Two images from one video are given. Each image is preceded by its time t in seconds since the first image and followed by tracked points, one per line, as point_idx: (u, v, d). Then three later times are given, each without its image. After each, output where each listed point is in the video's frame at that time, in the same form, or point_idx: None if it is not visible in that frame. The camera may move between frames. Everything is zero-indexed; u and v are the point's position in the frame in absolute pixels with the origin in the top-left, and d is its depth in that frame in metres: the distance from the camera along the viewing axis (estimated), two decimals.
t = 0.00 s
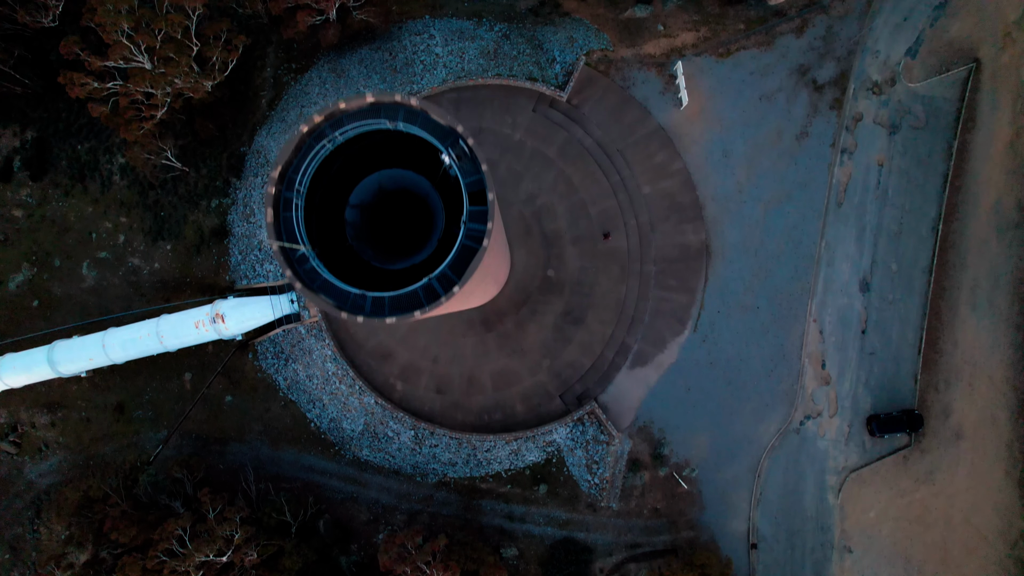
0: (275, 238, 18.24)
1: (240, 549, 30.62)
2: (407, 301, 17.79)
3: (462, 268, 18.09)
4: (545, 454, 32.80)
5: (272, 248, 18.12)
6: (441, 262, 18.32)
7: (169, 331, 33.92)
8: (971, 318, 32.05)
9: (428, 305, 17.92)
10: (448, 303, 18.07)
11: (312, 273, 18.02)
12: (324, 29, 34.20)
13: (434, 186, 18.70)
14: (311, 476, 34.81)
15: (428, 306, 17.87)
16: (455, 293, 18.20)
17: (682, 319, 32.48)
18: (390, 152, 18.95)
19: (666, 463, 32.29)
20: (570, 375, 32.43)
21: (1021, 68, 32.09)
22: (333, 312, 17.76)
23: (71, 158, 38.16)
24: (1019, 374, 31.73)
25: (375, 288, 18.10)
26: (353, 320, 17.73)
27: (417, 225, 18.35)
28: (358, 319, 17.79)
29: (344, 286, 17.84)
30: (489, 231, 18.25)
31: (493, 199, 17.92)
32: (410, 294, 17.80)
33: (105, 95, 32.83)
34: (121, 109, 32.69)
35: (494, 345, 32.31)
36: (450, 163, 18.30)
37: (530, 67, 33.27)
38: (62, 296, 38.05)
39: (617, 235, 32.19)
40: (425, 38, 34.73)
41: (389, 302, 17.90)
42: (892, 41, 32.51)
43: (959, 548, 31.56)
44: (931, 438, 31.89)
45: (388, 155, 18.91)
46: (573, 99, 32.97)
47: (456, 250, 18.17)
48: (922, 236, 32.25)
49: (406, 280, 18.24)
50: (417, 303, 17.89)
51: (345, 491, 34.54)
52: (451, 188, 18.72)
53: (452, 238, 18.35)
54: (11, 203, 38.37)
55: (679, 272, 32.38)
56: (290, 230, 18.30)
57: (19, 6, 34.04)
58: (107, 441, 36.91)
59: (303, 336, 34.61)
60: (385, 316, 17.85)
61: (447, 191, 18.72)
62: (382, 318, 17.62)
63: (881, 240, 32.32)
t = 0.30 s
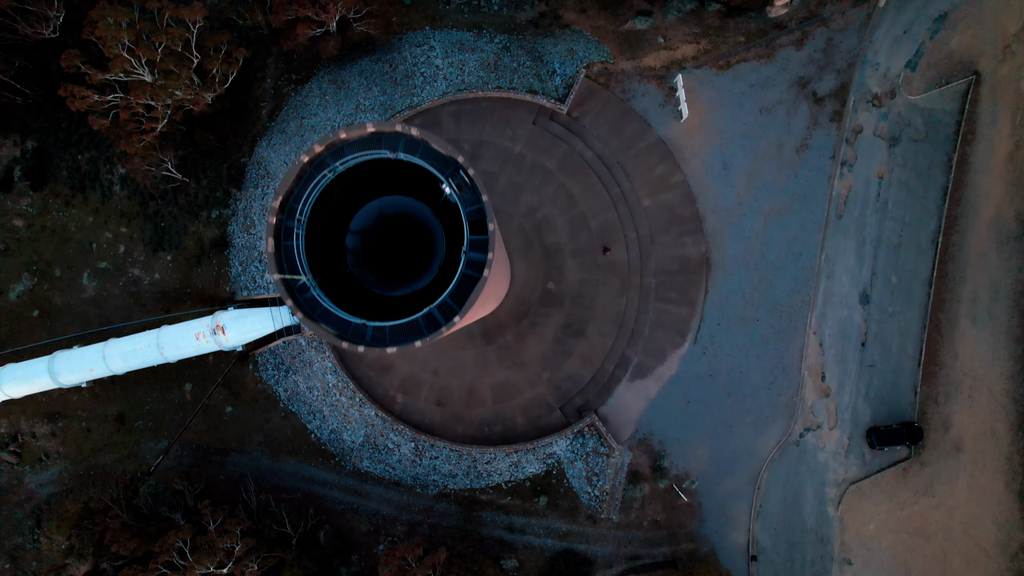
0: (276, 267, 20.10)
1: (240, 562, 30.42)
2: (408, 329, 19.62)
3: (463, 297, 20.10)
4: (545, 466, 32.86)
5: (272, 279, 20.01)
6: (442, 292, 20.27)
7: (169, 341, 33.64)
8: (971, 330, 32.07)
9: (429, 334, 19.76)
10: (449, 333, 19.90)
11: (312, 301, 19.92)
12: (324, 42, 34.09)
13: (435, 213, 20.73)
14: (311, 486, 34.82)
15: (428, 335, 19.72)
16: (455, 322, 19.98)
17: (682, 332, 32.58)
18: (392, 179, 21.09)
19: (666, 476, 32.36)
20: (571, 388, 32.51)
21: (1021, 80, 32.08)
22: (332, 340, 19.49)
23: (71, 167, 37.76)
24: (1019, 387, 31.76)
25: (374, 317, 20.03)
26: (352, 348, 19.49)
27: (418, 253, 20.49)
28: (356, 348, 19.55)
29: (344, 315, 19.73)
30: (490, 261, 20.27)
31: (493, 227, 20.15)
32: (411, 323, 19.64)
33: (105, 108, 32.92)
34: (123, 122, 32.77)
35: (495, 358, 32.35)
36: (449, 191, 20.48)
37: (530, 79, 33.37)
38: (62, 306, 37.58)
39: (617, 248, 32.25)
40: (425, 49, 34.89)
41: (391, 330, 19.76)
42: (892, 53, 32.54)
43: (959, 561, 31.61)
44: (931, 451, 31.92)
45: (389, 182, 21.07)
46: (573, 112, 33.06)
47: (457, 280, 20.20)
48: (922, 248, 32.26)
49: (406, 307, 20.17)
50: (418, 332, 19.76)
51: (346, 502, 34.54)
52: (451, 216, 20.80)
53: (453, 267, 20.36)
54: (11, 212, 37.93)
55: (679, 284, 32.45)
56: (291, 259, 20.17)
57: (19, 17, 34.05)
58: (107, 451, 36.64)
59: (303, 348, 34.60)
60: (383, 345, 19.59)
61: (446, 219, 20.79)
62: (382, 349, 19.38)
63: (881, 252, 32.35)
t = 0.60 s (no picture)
0: (279, 288, 22.21)
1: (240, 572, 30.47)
2: (408, 349, 21.98)
3: (463, 319, 22.52)
4: (546, 474, 32.89)
5: (275, 300, 22.08)
6: (443, 312, 22.81)
7: (170, 349, 32.97)
8: (971, 339, 32.10)
9: (428, 352, 22.18)
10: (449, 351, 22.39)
11: (313, 321, 22.18)
12: (325, 50, 33.86)
13: (434, 232, 23.30)
14: (312, 494, 34.81)
15: (429, 353, 22.17)
16: (455, 341, 22.44)
17: (682, 340, 32.60)
18: (392, 200, 23.50)
19: (666, 484, 32.38)
20: (571, 397, 32.54)
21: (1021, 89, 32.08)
22: (335, 360, 21.89)
23: (71, 174, 37.68)
24: (1020, 396, 31.78)
25: (374, 336, 22.52)
26: (353, 367, 21.81)
27: (417, 271, 22.94)
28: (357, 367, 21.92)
29: (345, 336, 22.05)
30: (490, 282, 22.60)
31: (492, 250, 22.51)
32: (412, 343, 22.04)
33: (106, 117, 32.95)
34: (123, 130, 32.62)
35: (495, 366, 32.37)
36: (451, 213, 22.78)
37: (531, 87, 33.39)
38: (63, 313, 37.44)
39: (617, 257, 32.26)
40: (425, 57, 34.95)
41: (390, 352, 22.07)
42: (892, 62, 32.55)
43: (960, 569, 31.66)
44: (931, 459, 31.95)
45: (389, 203, 23.47)
46: (573, 120, 33.10)
47: (460, 300, 22.65)
48: (922, 257, 32.30)
49: (405, 326, 22.79)
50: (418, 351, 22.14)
51: (346, 510, 34.54)
52: (453, 235, 23.33)
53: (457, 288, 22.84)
54: (12, 219, 37.78)
55: (679, 293, 32.48)
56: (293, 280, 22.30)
57: (20, 24, 33.53)
58: (108, 458, 36.63)
59: (303, 356, 34.50)
60: (383, 364, 21.95)
61: (447, 237, 23.35)
62: (383, 369, 21.73)
63: (882, 261, 32.36)
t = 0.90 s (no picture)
0: (280, 300, 22.98)
1: None
2: (410, 362, 22.69)
3: (464, 331, 23.20)
4: (546, 479, 32.88)
5: (277, 312, 22.93)
6: (444, 324, 23.40)
7: (170, 354, 32.03)
8: (971, 344, 32.11)
9: (429, 365, 22.87)
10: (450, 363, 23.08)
11: (314, 334, 23.05)
12: (325, 55, 34.24)
13: (435, 244, 23.79)
14: (312, 499, 34.81)
15: (430, 366, 22.86)
16: (456, 353, 23.12)
17: (683, 345, 32.60)
18: (393, 211, 24.14)
19: (667, 489, 32.41)
20: (571, 402, 32.53)
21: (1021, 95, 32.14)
22: (336, 372, 22.68)
23: (72, 178, 37.68)
24: (1020, 401, 31.81)
25: (375, 348, 23.18)
26: (354, 380, 22.58)
27: (418, 283, 23.24)
28: (359, 379, 22.69)
29: (345, 349, 22.83)
30: (490, 295, 23.39)
31: (493, 263, 23.24)
32: (413, 355, 22.75)
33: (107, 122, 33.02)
34: (124, 136, 32.58)
35: (495, 372, 32.35)
36: (452, 225, 23.49)
37: (531, 93, 33.41)
38: (62, 317, 37.38)
39: (618, 262, 32.27)
40: (426, 62, 35.01)
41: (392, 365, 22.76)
42: (893, 67, 32.55)
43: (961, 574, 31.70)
44: (932, 464, 31.96)
45: (390, 215, 24.13)
46: (574, 125, 33.12)
47: (462, 312, 23.33)
48: (923, 262, 32.29)
49: (407, 338, 23.47)
50: (420, 363, 22.84)
51: (346, 514, 34.54)
52: (454, 247, 23.94)
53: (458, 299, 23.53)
54: (13, 223, 37.79)
55: (679, 298, 32.49)
56: (294, 292, 23.12)
57: (20, 29, 33.56)
58: (108, 463, 36.60)
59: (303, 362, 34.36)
60: (385, 377, 22.64)
61: (447, 249, 23.90)
62: (384, 382, 22.45)
63: (882, 266, 32.36)
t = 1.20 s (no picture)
0: (281, 326, 23.02)
1: None
2: (416, 378, 22.84)
3: (467, 342, 23.45)
4: (561, 478, 32.90)
5: (278, 337, 22.88)
6: (447, 337, 23.76)
7: (175, 386, 31.62)
8: (973, 310, 32.21)
9: (436, 379, 23.05)
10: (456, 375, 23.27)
11: (318, 356, 22.92)
12: (306, 73, 33.92)
13: (431, 256, 24.85)
14: (330, 517, 34.75)
15: (436, 380, 23.02)
16: (462, 364, 23.28)
17: (686, 335, 32.61)
18: (386, 229, 24.75)
19: (682, 480, 32.45)
20: (579, 400, 32.52)
21: (1001, 60, 32.33)
22: (343, 395, 22.62)
23: (62, 216, 37.43)
24: None
25: (380, 367, 23.27)
26: (362, 401, 22.55)
27: (418, 297, 24.74)
28: (367, 399, 22.67)
29: (351, 369, 22.79)
30: (490, 304, 23.63)
31: (490, 272, 23.40)
32: (419, 371, 22.89)
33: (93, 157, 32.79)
34: (111, 169, 32.39)
35: (502, 376, 32.37)
36: (448, 237, 23.48)
37: (515, 95, 33.44)
38: (64, 356, 37.24)
39: (615, 257, 32.38)
40: (407, 72, 34.90)
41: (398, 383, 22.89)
42: (872, 41, 32.62)
43: (981, 539, 31.83)
44: (944, 433, 32.03)
45: (383, 232, 24.79)
46: (560, 124, 33.13)
47: (464, 323, 23.59)
48: (918, 232, 32.37)
49: (410, 353, 23.83)
50: (426, 378, 22.99)
51: (365, 530, 34.49)
52: (450, 258, 24.60)
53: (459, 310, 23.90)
54: (7, 266, 37.55)
55: (679, 288, 32.52)
56: (294, 316, 23.12)
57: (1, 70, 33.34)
58: (122, 499, 36.44)
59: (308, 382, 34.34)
60: (393, 395, 22.80)
61: (443, 261, 24.72)
62: (392, 400, 22.62)
63: (878, 240, 32.43)
